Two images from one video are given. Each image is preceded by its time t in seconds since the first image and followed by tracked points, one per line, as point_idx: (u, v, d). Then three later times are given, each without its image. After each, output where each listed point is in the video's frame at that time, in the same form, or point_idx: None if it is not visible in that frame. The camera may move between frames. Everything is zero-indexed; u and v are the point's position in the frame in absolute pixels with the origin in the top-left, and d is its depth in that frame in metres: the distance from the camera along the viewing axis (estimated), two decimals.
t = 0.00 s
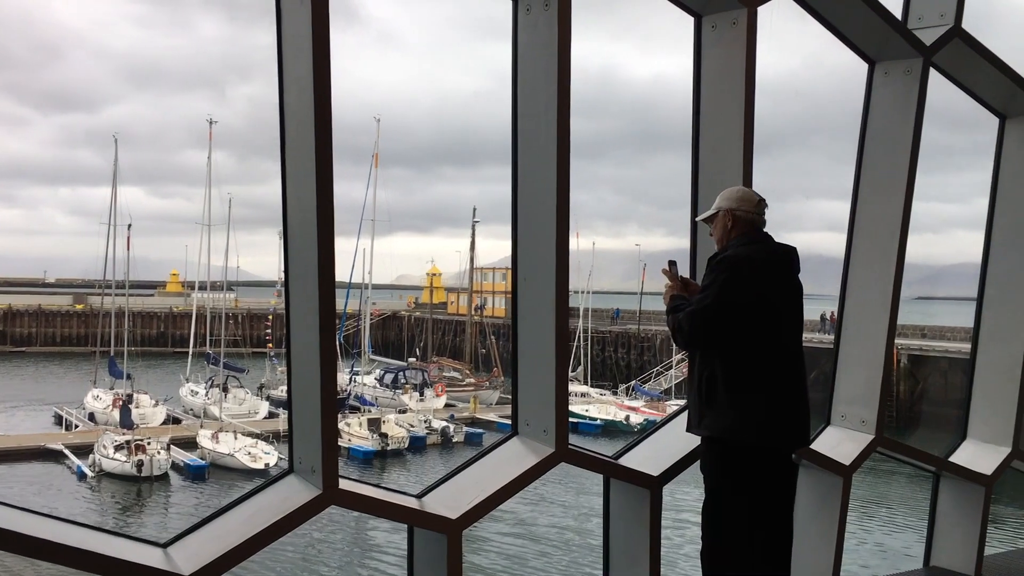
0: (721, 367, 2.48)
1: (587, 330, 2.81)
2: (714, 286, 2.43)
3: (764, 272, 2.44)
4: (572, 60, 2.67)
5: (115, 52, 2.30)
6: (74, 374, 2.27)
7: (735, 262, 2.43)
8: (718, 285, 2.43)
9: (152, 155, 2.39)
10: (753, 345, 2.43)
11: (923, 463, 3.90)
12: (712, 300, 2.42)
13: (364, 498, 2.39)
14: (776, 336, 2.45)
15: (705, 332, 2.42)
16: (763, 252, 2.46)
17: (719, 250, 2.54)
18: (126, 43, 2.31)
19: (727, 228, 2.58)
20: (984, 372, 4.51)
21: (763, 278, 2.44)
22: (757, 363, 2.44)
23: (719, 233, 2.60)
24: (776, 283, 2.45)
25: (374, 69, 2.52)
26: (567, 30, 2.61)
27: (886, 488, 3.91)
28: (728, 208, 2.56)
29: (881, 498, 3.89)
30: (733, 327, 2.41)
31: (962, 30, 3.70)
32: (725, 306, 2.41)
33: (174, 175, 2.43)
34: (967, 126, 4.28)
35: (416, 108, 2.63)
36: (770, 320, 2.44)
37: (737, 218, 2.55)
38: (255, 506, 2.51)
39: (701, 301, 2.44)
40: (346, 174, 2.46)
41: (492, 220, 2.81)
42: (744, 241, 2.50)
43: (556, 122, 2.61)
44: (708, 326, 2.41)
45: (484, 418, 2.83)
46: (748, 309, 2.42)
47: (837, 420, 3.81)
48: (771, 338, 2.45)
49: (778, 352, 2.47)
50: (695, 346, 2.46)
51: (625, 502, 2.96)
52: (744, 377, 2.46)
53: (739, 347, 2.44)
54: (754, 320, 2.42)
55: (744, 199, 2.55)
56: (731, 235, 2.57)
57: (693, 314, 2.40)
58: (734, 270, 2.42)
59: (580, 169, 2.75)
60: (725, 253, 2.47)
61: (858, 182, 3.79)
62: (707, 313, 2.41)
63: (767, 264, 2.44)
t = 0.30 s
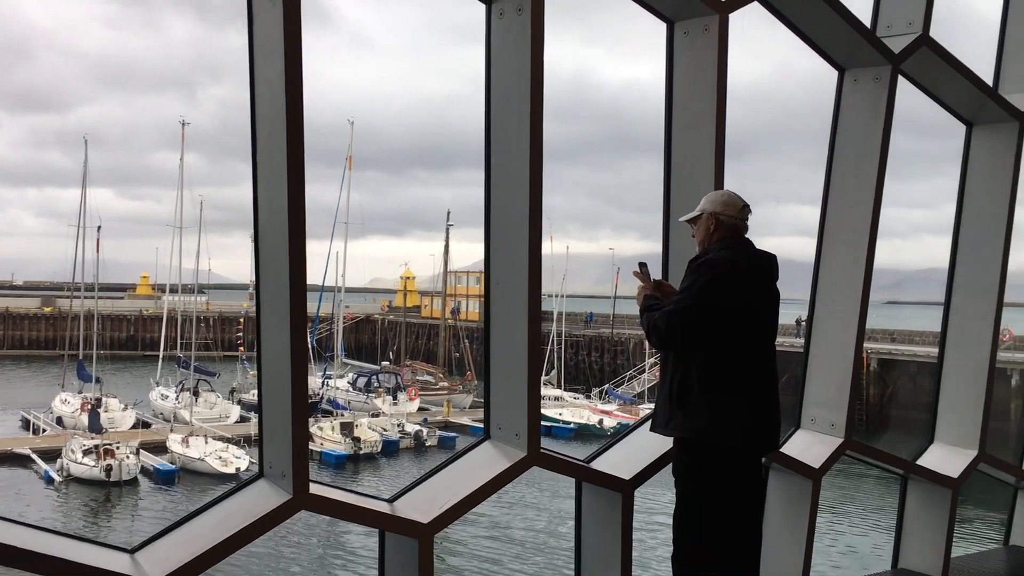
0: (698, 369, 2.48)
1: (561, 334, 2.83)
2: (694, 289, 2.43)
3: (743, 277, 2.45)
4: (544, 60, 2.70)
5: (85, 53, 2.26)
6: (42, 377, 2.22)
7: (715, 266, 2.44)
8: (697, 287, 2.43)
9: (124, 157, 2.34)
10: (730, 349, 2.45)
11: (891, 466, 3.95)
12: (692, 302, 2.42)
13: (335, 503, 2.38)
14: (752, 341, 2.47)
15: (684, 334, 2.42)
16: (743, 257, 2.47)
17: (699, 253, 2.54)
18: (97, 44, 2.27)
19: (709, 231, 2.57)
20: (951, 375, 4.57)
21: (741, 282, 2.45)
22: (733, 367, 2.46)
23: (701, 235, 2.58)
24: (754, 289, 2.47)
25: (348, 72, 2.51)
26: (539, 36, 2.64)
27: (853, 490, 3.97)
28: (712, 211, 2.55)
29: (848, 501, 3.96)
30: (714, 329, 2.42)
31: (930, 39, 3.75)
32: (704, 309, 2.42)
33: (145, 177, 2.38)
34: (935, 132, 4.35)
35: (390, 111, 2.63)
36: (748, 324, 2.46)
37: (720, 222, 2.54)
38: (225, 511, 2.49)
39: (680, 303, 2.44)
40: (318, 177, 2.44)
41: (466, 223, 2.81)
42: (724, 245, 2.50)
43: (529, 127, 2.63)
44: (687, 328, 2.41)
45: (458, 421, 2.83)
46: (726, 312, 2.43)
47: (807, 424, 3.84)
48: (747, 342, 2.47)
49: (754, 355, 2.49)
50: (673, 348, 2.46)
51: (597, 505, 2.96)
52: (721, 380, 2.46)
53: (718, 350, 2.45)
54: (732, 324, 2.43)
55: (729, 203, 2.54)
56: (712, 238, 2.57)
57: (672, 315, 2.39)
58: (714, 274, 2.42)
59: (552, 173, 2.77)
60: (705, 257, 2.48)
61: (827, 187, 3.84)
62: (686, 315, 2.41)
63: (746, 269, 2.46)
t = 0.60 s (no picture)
0: (669, 370, 2.48)
1: (534, 336, 2.85)
2: (666, 290, 2.44)
3: (715, 279, 2.46)
4: (516, 65, 2.71)
5: (51, 51, 2.22)
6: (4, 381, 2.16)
7: (687, 267, 2.45)
8: (669, 289, 2.43)
9: (92, 157, 2.30)
10: (700, 350, 2.46)
11: (856, 466, 3.99)
12: (663, 303, 2.42)
13: (302, 506, 2.37)
14: (722, 342, 2.48)
15: (655, 335, 2.42)
16: (715, 259, 2.48)
17: (672, 255, 2.55)
18: (63, 43, 2.23)
19: (683, 233, 2.57)
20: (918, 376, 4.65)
21: (713, 284, 2.46)
22: (703, 368, 2.47)
23: (673, 237, 2.59)
24: (726, 291, 2.48)
25: (319, 73, 2.49)
26: (511, 39, 2.64)
27: (821, 490, 4.02)
28: (686, 213, 2.55)
29: (817, 501, 4.01)
30: (685, 330, 2.43)
31: (896, 45, 3.80)
32: (676, 311, 2.42)
33: (113, 177, 2.34)
34: (903, 138, 4.42)
35: (361, 113, 2.61)
36: (718, 326, 2.47)
37: (694, 225, 2.54)
38: (193, 514, 2.45)
39: (652, 304, 2.44)
40: (287, 178, 2.43)
41: (438, 225, 2.81)
42: (697, 247, 2.51)
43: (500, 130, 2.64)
44: (658, 329, 2.42)
45: (429, 424, 2.83)
46: (698, 314, 2.44)
47: (775, 425, 3.89)
48: (717, 344, 2.48)
49: (724, 356, 2.51)
50: (644, 348, 2.46)
51: (566, 507, 2.97)
52: (691, 381, 2.47)
53: (689, 351, 2.46)
54: (703, 325, 2.44)
55: (703, 206, 2.54)
56: (685, 240, 2.57)
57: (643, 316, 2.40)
58: (686, 275, 2.43)
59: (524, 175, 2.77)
60: (678, 258, 2.48)
61: (795, 191, 3.87)
62: (657, 316, 2.41)
63: (718, 271, 2.47)
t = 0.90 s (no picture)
0: (637, 369, 2.49)
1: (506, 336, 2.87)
2: (635, 289, 2.45)
3: (684, 279, 2.47)
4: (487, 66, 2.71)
5: (15, 48, 2.17)
6: None
7: (656, 267, 2.46)
8: (638, 288, 2.44)
9: (57, 156, 2.26)
10: (668, 349, 2.47)
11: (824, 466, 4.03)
12: (632, 302, 2.43)
13: (271, 508, 2.35)
14: (690, 342, 2.50)
15: (623, 334, 2.43)
16: (684, 260, 2.49)
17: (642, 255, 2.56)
18: (26, 39, 2.19)
19: (653, 234, 2.58)
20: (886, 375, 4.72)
21: (682, 284, 2.47)
22: (672, 367, 2.48)
23: (644, 237, 2.59)
24: (694, 291, 2.49)
25: (289, 73, 2.48)
26: (481, 40, 2.65)
27: (791, 489, 4.06)
28: (656, 214, 2.56)
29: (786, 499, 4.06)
30: (654, 329, 2.44)
31: (863, 48, 3.85)
32: (645, 310, 2.43)
33: (79, 177, 2.30)
34: (870, 141, 4.47)
35: (332, 112, 2.60)
36: (687, 325, 2.48)
37: (663, 225, 2.55)
38: (160, 516, 2.42)
39: (621, 303, 2.44)
40: (256, 178, 2.41)
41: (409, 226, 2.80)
42: (667, 247, 2.52)
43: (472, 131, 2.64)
44: (627, 328, 2.42)
45: (400, 425, 2.82)
46: (666, 313, 2.45)
47: (742, 425, 3.91)
48: (686, 343, 2.49)
49: (693, 356, 2.52)
50: (613, 347, 2.47)
51: (537, 507, 2.97)
52: (659, 380, 2.48)
53: (657, 350, 2.47)
54: (671, 325, 2.46)
55: (673, 208, 2.55)
56: (656, 241, 2.58)
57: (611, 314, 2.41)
58: (654, 275, 2.45)
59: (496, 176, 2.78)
60: (647, 258, 2.50)
61: (765, 193, 3.91)
62: (626, 314, 2.42)
63: (686, 271, 2.48)
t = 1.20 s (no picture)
0: (611, 369, 2.49)
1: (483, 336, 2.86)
2: (608, 290, 2.45)
3: (656, 279, 2.49)
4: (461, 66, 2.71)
5: None
6: None
7: (629, 267, 2.47)
8: (611, 288, 2.45)
9: (25, 154, 2.22)
10: (641, 349, 2.48)
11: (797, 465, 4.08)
12: (605, 302, 2.43)
13: (242, 510, 2.34)
14: (663, 341, 2.51)
15: (596, 333, 2.44)
16: (656, 260, 2.50)
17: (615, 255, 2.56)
18: None
19: (626, 234, 2.58)
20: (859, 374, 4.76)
21: (654, 284, 2.48)
22: (645, 367, 2.49)
23: (617, 238, 2.59)
24: (666, 291, 2.51)
25: (261, 70, 2.46)
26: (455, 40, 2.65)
27: (765, 486, 4.10)
28: (629, 215, 2.57)
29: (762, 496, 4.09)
30: (627, 329, 2.45)
31: (835, 49, 3.87)
32: (617, 310, 2.44)
33: (47, 175, 2.26)
34: (844, 142, 4.52)
35: (305, 111, 2.58)
36: (659, 325, 2.49)
37: (636, 226, 2.56)
38: (130, 518, 2.38)
39: (594, 303, 2.44)
40: (227, 176, 2.38)
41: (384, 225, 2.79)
42: (639, 247, 2.53)
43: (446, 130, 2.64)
44: (600, 327, 2.43)
45: (375, 425, 2.81)
46: (639, 313, 2.46)
47: (717, 424, 3.93)
48: (658, 343, 2.50)
49: (666, 356, 2.53)
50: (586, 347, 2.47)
51: (512, 507, 2.98)
52: (632, 379, 2.49)
53: (630, 350, 2.48)
54: (644, 324, 2.46)
55: (646, 208, 2.55)
56: (628, 241, 2.58)
57: (584, 314, 2.41)
58: (626, 275, 2.46)
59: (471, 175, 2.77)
60: (620, 259, 2.50)
61: (739, 194, 3.94)
62: (599, 314, 2.42)
63: (658, 271, 2.49)
